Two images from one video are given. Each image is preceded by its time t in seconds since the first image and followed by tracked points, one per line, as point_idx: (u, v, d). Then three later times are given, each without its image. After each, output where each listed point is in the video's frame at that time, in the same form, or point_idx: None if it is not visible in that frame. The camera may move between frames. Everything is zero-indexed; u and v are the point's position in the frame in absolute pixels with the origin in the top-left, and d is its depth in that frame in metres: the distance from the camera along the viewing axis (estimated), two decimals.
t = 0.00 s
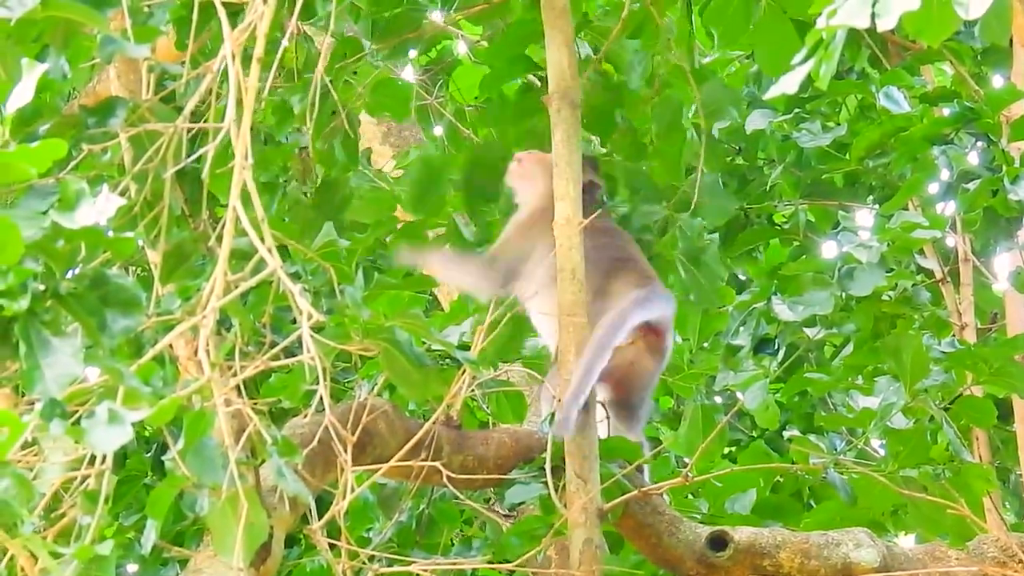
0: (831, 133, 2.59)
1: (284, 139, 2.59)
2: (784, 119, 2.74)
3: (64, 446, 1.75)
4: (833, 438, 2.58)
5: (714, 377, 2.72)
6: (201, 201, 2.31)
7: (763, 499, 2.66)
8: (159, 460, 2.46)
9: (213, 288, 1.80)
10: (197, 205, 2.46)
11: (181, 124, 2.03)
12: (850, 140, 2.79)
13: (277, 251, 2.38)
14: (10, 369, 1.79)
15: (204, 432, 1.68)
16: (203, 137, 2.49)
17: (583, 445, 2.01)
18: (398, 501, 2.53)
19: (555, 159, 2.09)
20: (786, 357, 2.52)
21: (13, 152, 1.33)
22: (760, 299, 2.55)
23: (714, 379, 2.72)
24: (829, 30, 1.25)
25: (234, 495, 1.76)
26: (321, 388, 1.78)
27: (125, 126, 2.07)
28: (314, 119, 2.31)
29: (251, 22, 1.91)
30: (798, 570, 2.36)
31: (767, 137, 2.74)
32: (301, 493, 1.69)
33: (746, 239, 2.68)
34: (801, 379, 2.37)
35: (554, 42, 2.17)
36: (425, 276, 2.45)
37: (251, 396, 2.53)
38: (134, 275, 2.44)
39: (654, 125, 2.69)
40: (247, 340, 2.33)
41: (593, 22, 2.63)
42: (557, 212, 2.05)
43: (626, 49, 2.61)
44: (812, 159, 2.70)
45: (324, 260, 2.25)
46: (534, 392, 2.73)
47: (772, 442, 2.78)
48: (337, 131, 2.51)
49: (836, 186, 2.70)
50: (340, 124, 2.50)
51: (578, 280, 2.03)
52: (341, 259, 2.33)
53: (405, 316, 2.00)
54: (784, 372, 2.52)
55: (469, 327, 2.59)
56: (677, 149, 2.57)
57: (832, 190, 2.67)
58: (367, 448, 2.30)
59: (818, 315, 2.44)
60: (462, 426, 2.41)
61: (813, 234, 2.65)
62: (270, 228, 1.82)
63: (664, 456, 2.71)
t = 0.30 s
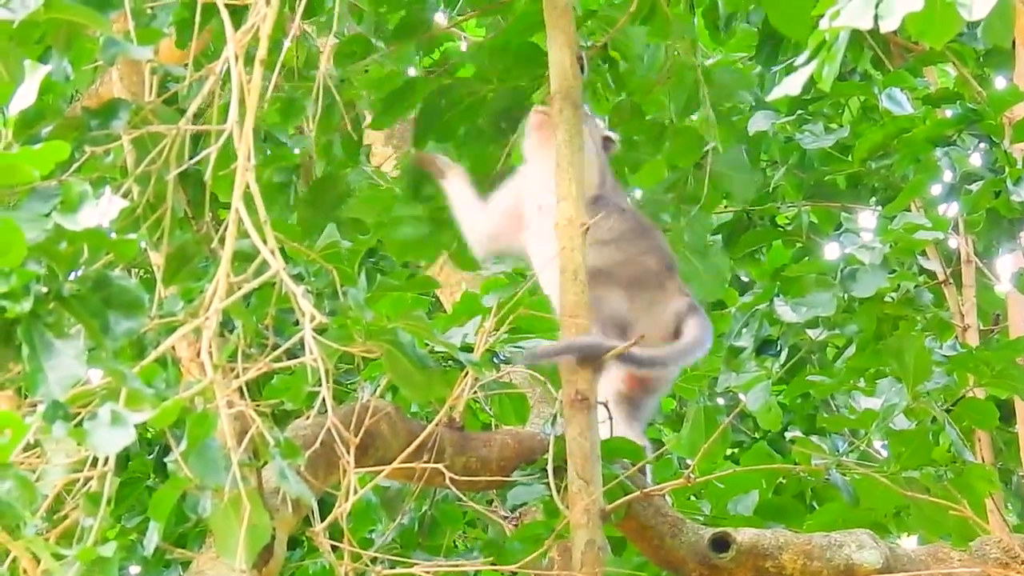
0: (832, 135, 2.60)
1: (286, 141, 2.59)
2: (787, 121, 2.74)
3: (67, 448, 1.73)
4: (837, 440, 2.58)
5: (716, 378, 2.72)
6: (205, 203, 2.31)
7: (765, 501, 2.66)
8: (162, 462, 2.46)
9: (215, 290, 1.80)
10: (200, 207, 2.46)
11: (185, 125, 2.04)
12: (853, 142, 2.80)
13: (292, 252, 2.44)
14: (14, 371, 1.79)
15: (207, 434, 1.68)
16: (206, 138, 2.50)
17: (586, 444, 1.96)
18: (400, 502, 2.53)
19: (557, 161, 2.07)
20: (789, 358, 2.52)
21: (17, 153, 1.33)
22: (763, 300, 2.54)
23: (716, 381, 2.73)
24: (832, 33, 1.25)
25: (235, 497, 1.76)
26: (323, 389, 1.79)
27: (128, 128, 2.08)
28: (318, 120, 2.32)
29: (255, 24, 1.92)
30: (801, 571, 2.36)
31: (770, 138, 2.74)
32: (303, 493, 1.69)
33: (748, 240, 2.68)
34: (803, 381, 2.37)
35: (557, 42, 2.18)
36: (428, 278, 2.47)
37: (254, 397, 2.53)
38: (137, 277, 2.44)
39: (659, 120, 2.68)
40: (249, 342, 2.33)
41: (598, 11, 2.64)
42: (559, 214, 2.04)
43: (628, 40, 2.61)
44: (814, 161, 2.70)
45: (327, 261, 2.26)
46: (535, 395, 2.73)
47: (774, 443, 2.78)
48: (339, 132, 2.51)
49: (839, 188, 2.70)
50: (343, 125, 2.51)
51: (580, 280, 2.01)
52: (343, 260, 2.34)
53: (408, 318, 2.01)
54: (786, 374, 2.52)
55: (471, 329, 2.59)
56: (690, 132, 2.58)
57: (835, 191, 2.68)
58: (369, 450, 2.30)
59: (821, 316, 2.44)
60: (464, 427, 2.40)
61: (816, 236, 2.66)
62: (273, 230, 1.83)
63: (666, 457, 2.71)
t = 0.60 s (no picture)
0: (835, 136, 2.61)
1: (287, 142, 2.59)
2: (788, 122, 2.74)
3: (68, 450, 1.73)
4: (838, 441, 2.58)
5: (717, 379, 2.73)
6: (206, 204, 2.31)
7: (766, 502, 2.67)
8: (164, 463, 2.46)
9: (216, 292, 1.80)
10: (202, 208, 2.46)
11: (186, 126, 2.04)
12: (854, 143, 2.80)
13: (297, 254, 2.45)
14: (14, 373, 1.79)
15: (208, 436, 1.68)
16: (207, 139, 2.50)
17: (587, 445, 1.87)
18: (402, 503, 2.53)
19: (559, 160, 2.04)
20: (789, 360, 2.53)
21: (19, 155, 1.33)
22: (763, 301, 2.55)
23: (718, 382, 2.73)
24: (833, 34, 1.26)
25: (237, 498, 1.76)
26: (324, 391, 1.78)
27: (129, 130, 2.08)
28: (320, 120, 2.34)
29: (256, 26, 1.92)
30: (802, 572, 2.36)
31: (771, 139, 2.74)
32: (304, 495, 1.69)
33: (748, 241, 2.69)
34: (804, 382, 2.37)
35: (559, 42, 2.18)
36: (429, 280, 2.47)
37: (256, 398, 2.53)
38: (138, 278, 2.44)
39: (673, 101, 2.66)
40: (250, 343, 2.33)
41: (601, 6, 2.65)
42: (560, 213, 2.00)
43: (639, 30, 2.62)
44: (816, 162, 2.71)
45: (328, 262, 2.26)
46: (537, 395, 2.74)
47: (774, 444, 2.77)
48: (341, 133, 2.51)
49: (840, 189, 2.71)
50: (345, 126, 2.51)
51: (582, 278, 1.95)
52: (344, 261, 2.34)
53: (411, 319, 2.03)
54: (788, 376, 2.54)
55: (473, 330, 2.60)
56: (703, 120, 2.59)
57: (836, 192, 2.68)
58: (370, 451, 2.30)
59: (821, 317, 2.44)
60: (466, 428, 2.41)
61: (817, 237, 2.67)
62: (275, 231, 1.82)
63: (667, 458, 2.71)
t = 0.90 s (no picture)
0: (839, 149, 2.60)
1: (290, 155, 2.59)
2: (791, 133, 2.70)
3: (71, 464, 1.73)
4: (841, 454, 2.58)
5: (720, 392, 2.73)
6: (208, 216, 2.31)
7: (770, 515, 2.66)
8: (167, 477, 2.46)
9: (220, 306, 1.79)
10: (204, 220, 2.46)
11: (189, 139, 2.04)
12: (857, 154, 2.80)
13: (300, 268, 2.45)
14: (16, 385, 1.79)
15: (211, 450, 1.68)
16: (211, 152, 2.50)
17: (591, 462, 1.83)
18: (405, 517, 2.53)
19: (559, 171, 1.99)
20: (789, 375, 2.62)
21: (22, 168, 1.34)
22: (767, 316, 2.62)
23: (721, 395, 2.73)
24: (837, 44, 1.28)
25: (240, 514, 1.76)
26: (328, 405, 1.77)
27: (131, 142, 2.08)
28: (322, 134, 2.34)
29: (260, 38, 1.93)
30: None
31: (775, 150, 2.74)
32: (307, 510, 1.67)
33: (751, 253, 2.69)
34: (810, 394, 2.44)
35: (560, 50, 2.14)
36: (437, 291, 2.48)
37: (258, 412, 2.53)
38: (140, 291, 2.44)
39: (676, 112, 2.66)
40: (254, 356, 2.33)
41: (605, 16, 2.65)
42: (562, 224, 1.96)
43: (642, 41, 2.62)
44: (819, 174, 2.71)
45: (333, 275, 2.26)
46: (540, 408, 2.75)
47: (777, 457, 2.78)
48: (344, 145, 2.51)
49: (844, 200, 2.71)
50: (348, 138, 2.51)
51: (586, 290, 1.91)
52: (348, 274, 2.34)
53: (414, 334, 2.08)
54: (791, 389, 2.61)
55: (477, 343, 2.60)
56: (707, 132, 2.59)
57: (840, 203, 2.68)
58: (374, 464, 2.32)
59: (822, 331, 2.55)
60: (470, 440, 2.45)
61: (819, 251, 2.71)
62: (279, 243, 1.81)
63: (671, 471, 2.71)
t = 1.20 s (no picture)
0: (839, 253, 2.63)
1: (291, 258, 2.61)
2: (792, 237, 2.71)
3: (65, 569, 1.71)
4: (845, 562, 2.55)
5: (721, 497, 2.71)
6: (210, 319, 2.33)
7: None
8: None
9: (220, 408, 1.80)
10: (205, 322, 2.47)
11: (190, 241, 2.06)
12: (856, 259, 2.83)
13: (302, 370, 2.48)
14: (12, 488, 1.79)
15: (207, 554, 1.66)
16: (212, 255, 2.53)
17: (591, 569, 1.82)
18: None
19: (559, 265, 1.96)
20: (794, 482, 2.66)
21: (22, 271, 1.37)
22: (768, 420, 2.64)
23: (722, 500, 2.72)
24: (837, 142, 1.39)
25: None
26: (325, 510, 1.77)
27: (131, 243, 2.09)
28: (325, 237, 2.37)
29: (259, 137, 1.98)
30: None
31: (776, 255, 2.75)
32: None
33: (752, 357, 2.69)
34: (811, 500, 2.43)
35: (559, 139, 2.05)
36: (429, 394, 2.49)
37: (258, 515, 2.51)
38: (140, 394, 2.44)
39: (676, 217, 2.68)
40: (252, 460, 2.33)
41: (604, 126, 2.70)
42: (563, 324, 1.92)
43: (640, 150, 2.66)
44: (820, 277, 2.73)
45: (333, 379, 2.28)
46: (542, 512, 2.74)
47: (780, 564, 2.76)
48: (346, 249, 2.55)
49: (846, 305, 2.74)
50: (347, 242, 2.54)
51: (585, 391, 1.88)
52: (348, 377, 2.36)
53: (415, 437, 2.11)
54: (791, 495, 2.62)
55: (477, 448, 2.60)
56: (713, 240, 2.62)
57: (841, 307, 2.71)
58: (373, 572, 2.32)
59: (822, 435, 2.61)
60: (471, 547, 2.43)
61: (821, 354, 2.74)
62: (277, 346, 1.82)
63: None
